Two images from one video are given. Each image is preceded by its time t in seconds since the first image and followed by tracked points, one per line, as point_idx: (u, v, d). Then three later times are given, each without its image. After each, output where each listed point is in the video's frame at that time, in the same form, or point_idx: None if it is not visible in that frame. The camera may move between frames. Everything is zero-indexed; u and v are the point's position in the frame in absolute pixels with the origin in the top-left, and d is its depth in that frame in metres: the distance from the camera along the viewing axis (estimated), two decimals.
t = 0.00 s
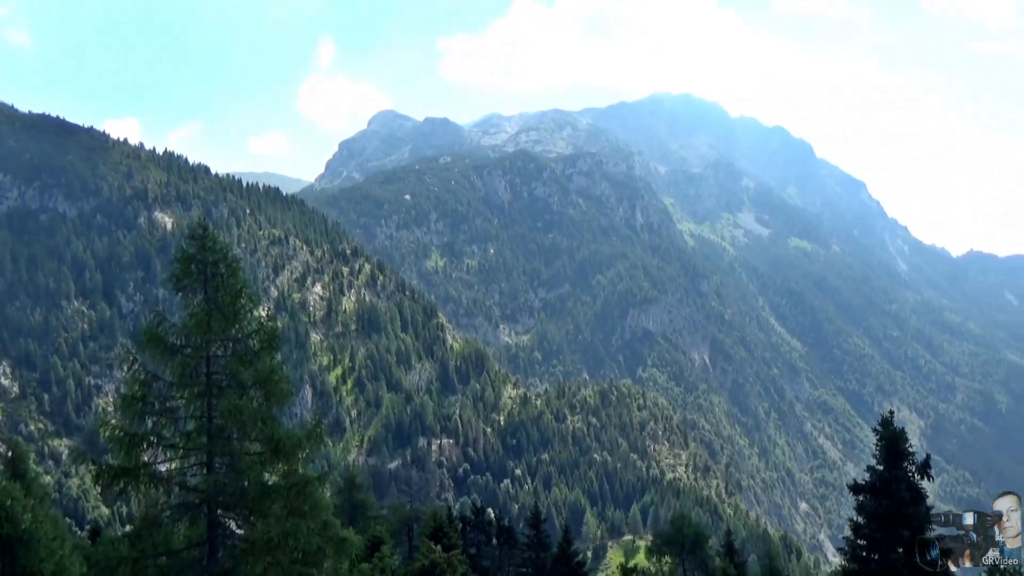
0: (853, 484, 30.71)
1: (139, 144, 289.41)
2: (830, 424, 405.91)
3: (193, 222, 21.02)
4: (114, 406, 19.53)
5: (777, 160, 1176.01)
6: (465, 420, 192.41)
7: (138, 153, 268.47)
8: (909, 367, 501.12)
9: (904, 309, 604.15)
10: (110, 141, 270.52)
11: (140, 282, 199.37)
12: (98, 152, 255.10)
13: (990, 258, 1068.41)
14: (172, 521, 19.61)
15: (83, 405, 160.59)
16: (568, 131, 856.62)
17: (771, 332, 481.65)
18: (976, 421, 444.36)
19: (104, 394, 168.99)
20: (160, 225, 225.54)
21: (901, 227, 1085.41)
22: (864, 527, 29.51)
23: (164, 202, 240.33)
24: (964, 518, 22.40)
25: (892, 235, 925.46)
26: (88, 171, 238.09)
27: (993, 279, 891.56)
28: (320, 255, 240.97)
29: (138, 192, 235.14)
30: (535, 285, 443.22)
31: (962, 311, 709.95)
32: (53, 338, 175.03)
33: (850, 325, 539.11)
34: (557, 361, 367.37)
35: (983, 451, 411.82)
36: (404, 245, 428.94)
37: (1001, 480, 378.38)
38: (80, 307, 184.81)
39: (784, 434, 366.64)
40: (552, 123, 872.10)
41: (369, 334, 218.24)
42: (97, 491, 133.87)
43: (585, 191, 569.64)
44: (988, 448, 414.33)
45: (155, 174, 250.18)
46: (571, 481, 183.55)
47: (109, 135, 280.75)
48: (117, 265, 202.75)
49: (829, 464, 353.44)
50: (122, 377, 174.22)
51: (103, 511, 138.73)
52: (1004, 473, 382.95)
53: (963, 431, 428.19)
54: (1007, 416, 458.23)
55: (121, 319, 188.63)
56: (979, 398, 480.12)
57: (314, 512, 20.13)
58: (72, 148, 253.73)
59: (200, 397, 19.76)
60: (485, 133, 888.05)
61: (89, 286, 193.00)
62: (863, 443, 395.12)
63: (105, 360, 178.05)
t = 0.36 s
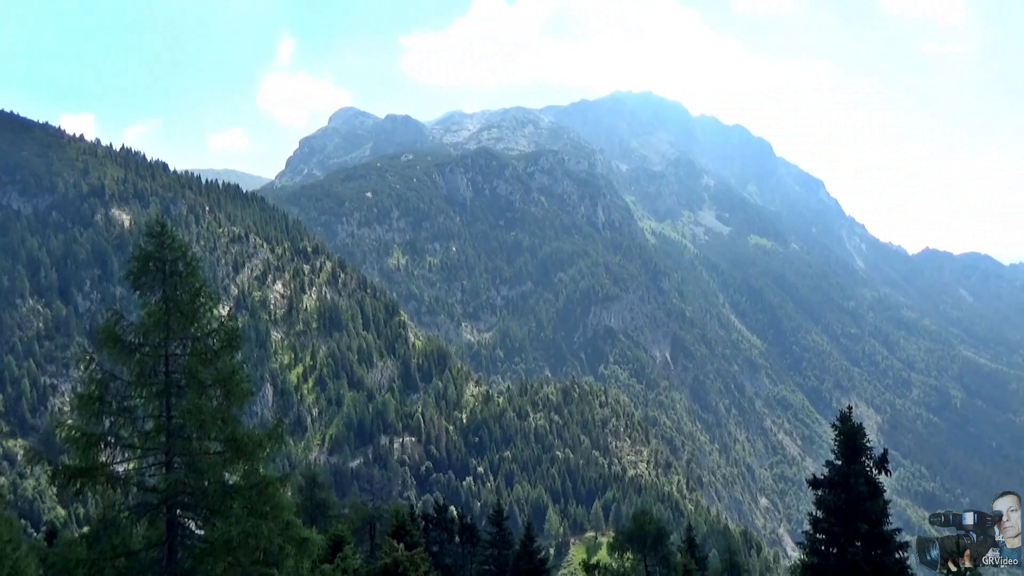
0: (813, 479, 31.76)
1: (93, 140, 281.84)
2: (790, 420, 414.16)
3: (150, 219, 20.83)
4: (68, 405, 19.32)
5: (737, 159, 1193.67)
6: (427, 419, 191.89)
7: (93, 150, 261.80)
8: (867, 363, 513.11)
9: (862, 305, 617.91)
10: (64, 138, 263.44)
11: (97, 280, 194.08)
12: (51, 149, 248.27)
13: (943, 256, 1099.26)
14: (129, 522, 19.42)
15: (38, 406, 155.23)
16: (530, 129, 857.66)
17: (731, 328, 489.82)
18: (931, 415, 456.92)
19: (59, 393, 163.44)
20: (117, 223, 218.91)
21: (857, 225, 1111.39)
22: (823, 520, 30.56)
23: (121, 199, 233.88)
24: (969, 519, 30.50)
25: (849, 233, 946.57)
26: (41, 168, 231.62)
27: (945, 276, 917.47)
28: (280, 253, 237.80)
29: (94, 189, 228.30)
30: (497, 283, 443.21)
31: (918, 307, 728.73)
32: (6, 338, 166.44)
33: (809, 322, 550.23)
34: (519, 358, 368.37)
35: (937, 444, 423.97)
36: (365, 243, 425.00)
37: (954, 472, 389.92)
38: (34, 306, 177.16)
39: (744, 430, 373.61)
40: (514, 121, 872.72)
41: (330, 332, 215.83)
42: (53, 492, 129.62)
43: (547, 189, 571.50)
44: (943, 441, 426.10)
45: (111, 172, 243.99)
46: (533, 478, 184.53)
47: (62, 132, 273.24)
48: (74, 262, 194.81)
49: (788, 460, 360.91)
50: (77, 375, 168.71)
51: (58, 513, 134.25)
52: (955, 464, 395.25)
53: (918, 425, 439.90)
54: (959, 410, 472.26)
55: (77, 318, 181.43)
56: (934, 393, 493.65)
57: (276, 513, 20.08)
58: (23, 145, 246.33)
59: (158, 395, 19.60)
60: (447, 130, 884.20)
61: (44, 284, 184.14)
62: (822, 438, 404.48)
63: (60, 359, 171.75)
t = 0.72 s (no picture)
0: (777, 471, 32.72)
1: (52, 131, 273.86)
2: (756, 412, 421.00)
3: (112, 212, 20.72)
4: (28, 400, 19.03)
5: (703, 153, 1205.33)
6: (394, 413, 191.05)
7: (53, 142, 254.52)
8: (831, 355, 523.36)
9: (826, 298, 628.87)
10: (22, 129, 255.68)
11: (58, 274, 189.49)
12: (9, 141, 240.85)
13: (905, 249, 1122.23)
14: (92, 519, 19.25)
15: None
16: (497, 123, 855.47)
17: (698, 321, 496.24)
18: (893, 407, 467.90)
19: (20, 389, 158.47)
20: (79, 216, 212.70)
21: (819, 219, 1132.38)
22: (787, 511, 31.53)
23: (83, 192, 227.65)
24: (970, 520, 36.40)
25: (812, 227, 963.69)
26: None
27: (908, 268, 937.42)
28: (246, 246, 234.36)
29: (55, 181, 221.20)
30: (464, 277, 442.27)
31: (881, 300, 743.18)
32: None
33: (775, 315, 558.94)
34: (487, 352, 368.56)
35: (899, 434, 434.45)
36: (332, 236, 420.34)
37: (915, 462, 399.59)
38: None
39: (710, 422, 379.10)
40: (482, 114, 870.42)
41: (297, 326, 213.35)
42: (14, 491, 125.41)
43: (514, 183, 571.39)
44: (904, 431, 436.99)
45: (72, 164, 237.47)
46: (501, 472, 185.16)
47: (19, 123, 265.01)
48: (34, 256, 188.55)
49: (754, 451, 367.05)
50: (39, 371, 163.77)
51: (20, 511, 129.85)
52: (916, 454, 405.85)
53: (882, 417, 450.04)
54: (920, 401, 484.33)
55: (37, 313, 176.24)
56: (897, 384, 504.65)
57: (242, 508, 20.17)
58: None
59: (120, 391, 19.42)
60: (414, 124, 877.82)
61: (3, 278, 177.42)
62: (786, 430, 412.24)
63: (21, 354, 166.29)
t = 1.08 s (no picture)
0: (745, 462, 33.47)
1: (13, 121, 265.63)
2: (724, 405, 427.15)
3: (76, 204, 20.46)
4: None
5: (671, 147, 1215.01)
6: (363, 407, 189.71)
7: (13, 133, 246.99)
8: (798, 347, 532.41)
9: (793, 291, 639.31)
10: None
11: (22, 267, 179.56)
12: None
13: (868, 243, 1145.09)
14: (57, 514, 19.03)
15: None
16: (466, 116, 851.29)
17: (666, 313, 501.85)
18: (858, 398, 478.01)
19: None
20: (43, 208, 206.44)
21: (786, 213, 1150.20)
22: (754, 501, 32.35)
23: (46, 184, 221.48)
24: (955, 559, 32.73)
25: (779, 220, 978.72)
26: None
27: (872, 261, 956.43)
28: (213, 239, 230.64)
29: (17, 172, 213.78)
30: (434, 270, 440.65)
31: (846, 292, 757.57)
32: None
33: (742, 307, 566.65)
34: (456, 345, 368.21)
35: (864, 424, 443.89)
36: (300, 229, 415.72)
37: (883, 453, 407.64)
38: None
39: (678, 414, 383.84)
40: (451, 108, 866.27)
41: (264, 320, 210.46)
42: None
43: (484, 176, 570.17)
44: (869, 422, 446.52)
45: (35, 156, 230.70)
46: (470, 464, 185.59)
47: None
48: None
49: (722, 443, 372.47)
50: None
51: None
52: (881, 444, 415.35)
53: (847, 408, 459.77)
54: (886, 392, 494.74)
55: None
56: (862, 376, 514.90)
57: (210, 505, 20.36)
58: None
59: (86, 384, 19.22)
60: (382, 116, 868.59)
61: None
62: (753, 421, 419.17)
63: None
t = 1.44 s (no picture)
0: (712, 448, 34.03)
1: None
2: (690, 392, 433.07)
3: (38, 192, 20.24)
4: None
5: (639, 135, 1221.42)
6: (331, 395, 188.43)
7: None
8: (763, 334, 541.22)
9: (759, 278, 648.84)
10: None
11: None
12: None
13: (833, 231, 1165.75)
14: (21, 506, 18.96)
15: None
16: (433, 103, 844.86)
17: (633, 301, 506.55)
18: (822, 383, 488.68)
19: None
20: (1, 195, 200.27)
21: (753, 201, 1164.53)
22: (721, 488, 32.99)
23: (5, 171, 215.07)
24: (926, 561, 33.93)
25: (746, 208, 991.34)
26: None
27: (836, 249, 974.80)
28: (178, 228, 226.30)
29: None
30: (402, 258, 438.06)
31: (811, 279, 771.13)
32: None
33: (709, 295, 573.90)
34: (424, 333, 367.33)
35: (826, 409, 454.85)
36: (267, 217, 410.14)
37: (845, 437, 418.20)
38: None
39: (646, 400, 388.78)
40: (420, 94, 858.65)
41: (231, 308, 207.48)
42: None
43: (452, 163, 567.07)
44: (832, 407, 457.58)
45: None
46: (439, 452, 185.92)
47: None
48: None
49: (688, 429, 378.74)
50: None
51: None
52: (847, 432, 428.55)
53: (812, 393, 469.79)
54: (849, 378, 506.39)
55: None
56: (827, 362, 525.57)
57: (177, 493, 20.39)
58: None
59: (49, 374, 19.11)
60: (349, 103, 857.06)
61: None
62: (719, 407, 425.90)
63: None
